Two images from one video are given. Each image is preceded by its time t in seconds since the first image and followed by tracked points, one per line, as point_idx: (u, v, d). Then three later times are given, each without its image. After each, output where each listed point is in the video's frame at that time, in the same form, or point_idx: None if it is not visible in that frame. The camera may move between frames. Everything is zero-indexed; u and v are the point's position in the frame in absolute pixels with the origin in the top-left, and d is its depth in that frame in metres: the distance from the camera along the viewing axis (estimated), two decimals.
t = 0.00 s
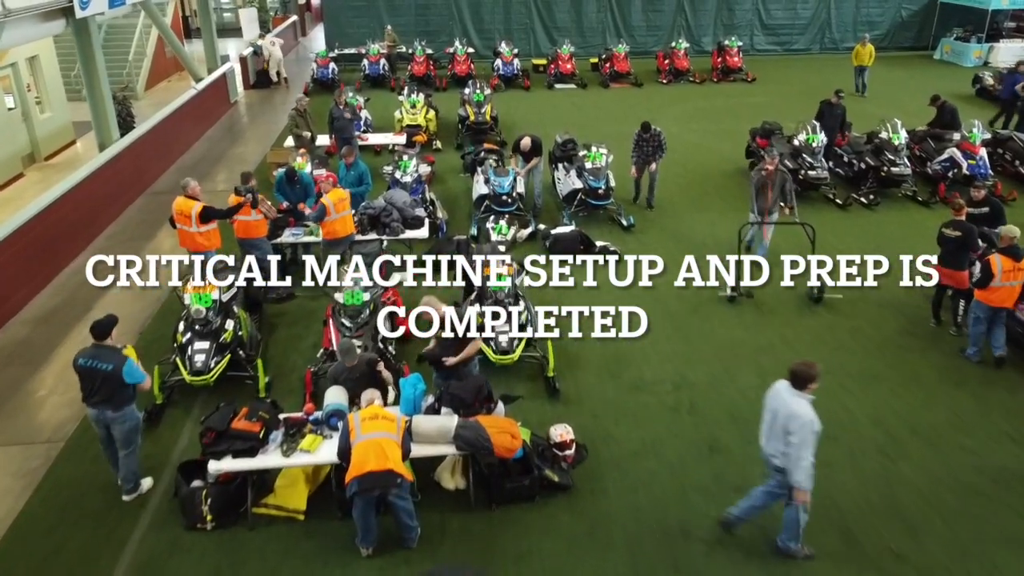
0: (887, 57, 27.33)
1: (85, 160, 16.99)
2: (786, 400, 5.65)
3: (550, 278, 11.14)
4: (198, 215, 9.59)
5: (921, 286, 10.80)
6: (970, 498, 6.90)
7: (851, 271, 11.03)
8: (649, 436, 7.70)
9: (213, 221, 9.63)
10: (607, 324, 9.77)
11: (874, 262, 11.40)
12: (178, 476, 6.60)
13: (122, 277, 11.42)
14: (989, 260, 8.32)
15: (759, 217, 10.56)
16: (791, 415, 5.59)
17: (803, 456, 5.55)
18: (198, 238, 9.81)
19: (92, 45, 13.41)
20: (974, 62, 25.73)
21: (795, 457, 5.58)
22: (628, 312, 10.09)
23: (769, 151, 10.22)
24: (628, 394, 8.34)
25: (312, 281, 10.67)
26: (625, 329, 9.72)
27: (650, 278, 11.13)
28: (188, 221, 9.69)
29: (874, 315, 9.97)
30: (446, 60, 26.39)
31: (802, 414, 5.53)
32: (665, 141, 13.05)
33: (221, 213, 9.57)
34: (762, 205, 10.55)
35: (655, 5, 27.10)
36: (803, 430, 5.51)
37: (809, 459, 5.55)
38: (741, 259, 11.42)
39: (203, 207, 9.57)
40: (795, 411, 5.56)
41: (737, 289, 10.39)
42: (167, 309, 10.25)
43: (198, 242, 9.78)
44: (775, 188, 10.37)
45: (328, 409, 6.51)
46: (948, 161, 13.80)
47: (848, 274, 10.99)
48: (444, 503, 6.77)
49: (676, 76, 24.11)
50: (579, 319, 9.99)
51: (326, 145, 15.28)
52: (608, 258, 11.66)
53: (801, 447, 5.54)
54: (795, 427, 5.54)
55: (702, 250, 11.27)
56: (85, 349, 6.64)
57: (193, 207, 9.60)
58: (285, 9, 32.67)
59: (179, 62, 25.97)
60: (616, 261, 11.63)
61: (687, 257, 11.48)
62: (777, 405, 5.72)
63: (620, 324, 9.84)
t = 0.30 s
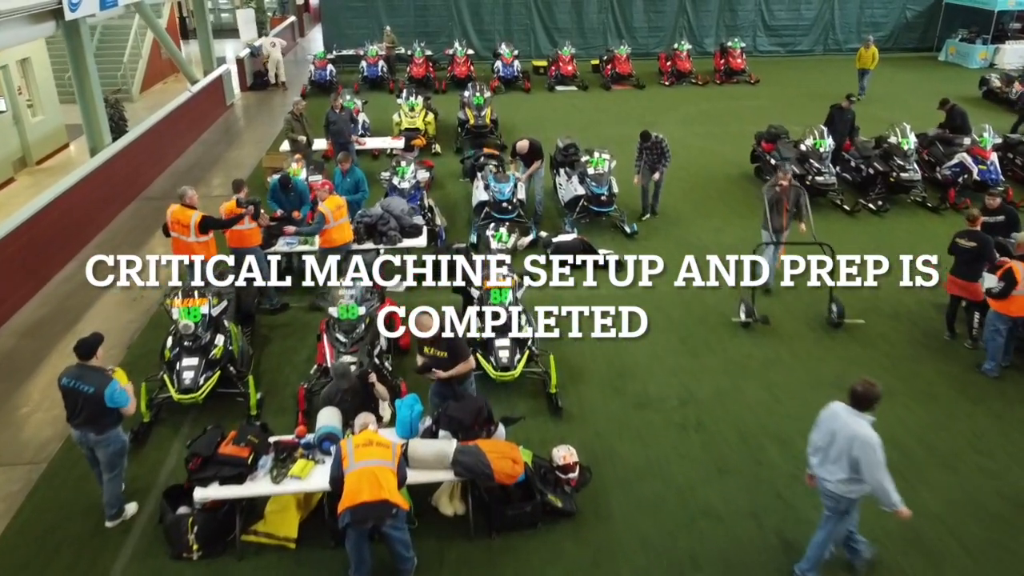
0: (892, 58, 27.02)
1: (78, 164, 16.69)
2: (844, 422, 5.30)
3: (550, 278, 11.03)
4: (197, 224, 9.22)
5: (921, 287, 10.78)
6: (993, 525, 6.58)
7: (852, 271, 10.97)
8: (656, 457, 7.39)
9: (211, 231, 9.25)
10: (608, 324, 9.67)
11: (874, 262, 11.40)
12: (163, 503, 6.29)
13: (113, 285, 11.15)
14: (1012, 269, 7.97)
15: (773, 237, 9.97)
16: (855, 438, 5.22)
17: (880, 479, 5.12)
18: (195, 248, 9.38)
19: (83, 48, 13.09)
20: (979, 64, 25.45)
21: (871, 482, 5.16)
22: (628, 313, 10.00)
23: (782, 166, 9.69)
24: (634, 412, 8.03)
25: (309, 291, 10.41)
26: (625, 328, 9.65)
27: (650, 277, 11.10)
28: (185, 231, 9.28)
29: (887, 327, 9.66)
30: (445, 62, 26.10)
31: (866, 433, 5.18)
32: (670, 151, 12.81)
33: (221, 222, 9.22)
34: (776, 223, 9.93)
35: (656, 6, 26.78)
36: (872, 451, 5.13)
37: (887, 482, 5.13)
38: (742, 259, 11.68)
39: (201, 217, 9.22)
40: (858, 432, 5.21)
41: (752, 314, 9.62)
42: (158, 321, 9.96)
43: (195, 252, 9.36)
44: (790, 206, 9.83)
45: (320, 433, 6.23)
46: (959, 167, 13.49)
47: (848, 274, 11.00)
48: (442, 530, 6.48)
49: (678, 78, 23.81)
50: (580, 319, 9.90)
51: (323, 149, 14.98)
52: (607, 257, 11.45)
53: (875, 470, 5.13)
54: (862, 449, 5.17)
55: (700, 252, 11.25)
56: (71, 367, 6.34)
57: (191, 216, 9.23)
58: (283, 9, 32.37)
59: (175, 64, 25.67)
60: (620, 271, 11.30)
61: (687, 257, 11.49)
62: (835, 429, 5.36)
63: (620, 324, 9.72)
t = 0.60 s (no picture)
0: (896, 60, 26.73)
1: (70, 168, 16.38)
2: (904, 447, 5.04)
3: (551, 278, 11.02)
4: (191, 235, 8.85)
5: (922, 287, 10.75)
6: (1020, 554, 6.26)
7: (851, 271, 10.89)
8: (663, 480, 7.09)
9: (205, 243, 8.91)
10: (608, 324, 9.67)
11: (874, 262, 11.41)
12: (148, 531, 6.00)
13: (103, 295, 10.85)
14: None
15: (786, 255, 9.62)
16: (917, 462, 4.95)
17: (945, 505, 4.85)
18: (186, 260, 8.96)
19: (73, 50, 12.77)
20: (985, 66, 25.16)
21: (935, 510, 4.88)
22: (628, 311, 10.01)
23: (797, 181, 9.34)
24: (640, 431, 7.72)
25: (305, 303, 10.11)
26: (625, 329, 9.62)
27: (650, 277, 11.08)
28: (179, 241, 8.90)
29: (900, 339, 9.35)
30: (445, 63, 25.80)
31: (929, 457, 4.92)
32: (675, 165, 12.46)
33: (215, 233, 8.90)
34: (789, 241, 9.57)
35: (658, 6, 26.48)
36: (937, 476, 4.86)
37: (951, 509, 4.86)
38: (742, 258, 11.63)
39: (196, 227, 8.86)
40: (920, 456, 4.94)
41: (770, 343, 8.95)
42: (147, 333, 9.65)
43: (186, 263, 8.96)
44: (804, 225, 9.47)
45: (312, 458, 5.93)
46: (969, 172, 13.19)
47: (848, 274, 10.86)
48: (440, 560, 6.18)
49: (680, 80, 23.51)
50: (580, 319, 9.89)
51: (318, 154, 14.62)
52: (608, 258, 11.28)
53: (940, 497, 4.85)
54: (926, 474, 4.89)
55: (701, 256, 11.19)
56: (53, 386, 6.08)
57: (185, 226, 8.88)
58: (280, 10, 32.06)
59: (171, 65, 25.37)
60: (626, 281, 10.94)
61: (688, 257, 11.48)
62: (895, 455, 5.09)
63: (621, 324, 9.72)
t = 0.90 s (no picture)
0: (901, 61, 26.43)
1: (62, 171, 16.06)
2: (972, 476, 4.71)
3: (549, 278, 10.81)
4: (183, 246, 8.44)
5: (922, 287, 10.79)
6: None
7: (851, 270, 10.87)
8: (670, 503, 6.78)
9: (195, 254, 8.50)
10: (608, 324, 9.60)
11: (874, 262, 11.44)
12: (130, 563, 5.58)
13: (92, 304, 10.57)
14: None
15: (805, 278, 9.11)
16: (987, 494, 4.63)
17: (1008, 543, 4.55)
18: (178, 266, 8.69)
19: (63, 53, 12.47)
20: (991, 67, 24.87)
21: (998, 546, 4.58)
22: (629, 312, 9.90)
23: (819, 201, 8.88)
24: (645, 451, 7.42)
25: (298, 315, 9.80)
26: (625, 329, 9.54)
27: (651, 278, 10.96)
28: (169, 251, 8.52)
29: (914, 352, 9.04)
30: (444, 65, 25.49)
31: (1000, 489, 4.59)
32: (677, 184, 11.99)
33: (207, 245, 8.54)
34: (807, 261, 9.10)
35: (660, 7, 26.17)
36: (1006, 510, 4.55)
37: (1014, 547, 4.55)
38: (743, 259, 11.54)
39: (188, 237, 8.44)
40: (989, 487, 4.61)
41: (788, 372, 8.37)
42: (136, 345, 9.36)
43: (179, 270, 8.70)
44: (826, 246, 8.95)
45: (303, 487, 5.60)
46: (980, 177, 12.88)
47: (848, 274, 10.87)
48: None
49: (683, 82, 23.20)
50: (580, 319, 9.81)
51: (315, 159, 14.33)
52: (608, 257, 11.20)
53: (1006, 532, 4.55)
54: (995, 507, 4.58)
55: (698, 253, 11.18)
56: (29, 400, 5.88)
57: (176, 236, 8.46)
58: (278, 11, 31.76)
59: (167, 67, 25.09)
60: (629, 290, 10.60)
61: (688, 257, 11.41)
62: (961, 485, 4.77)
63: (621, 325, 9.64)
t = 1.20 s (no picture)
0: (906, 63, 26.14)
1: (54, 176, 15.75)
2: None
3: (550, 277, 10.62)
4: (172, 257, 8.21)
5: (922, 287, 10.80)
6: None
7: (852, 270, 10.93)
8: (679, 530, 6.48)
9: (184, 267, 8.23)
10: (608, 324, 9.62)
11: (875, 262, 11.42)
12: None
13: (80, 315, 10.27)
14: None
15: (832, 303, 8.63)
16: None
17: None
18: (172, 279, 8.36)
19: (52, 55, 12.19)
20: (997, 69, 24.57)
21: None
22: (628, 312, 9.93)
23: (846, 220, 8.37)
24: (653, 473, 7.12)
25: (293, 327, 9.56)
26: (625, 329, 9.56)
27: (651, 278, 10.90)
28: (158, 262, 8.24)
29: (929, 367, 8.74)
30: (443, 66, 25.18)
31: None
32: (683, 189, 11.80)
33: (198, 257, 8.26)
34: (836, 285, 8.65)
35: (662, 8, 25.87)
36: None
37: None
38: (742, 258, 11.48)
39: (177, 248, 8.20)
40: None
41: (808, 407, 7.78)
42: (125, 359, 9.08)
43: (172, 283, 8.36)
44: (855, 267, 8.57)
45: (293, 520, 5.28)
46: (992, 183, 12.58)
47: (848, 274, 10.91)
48: None
49: (686, 84, 22.89)
50: (580, 319, 9.81)
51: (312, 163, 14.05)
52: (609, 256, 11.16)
53: None
54: None
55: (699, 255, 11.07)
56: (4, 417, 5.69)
57: (166, 247, 8.21)
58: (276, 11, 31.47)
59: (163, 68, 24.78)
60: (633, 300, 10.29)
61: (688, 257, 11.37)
62: None
63: (620, 324, 9.66)
